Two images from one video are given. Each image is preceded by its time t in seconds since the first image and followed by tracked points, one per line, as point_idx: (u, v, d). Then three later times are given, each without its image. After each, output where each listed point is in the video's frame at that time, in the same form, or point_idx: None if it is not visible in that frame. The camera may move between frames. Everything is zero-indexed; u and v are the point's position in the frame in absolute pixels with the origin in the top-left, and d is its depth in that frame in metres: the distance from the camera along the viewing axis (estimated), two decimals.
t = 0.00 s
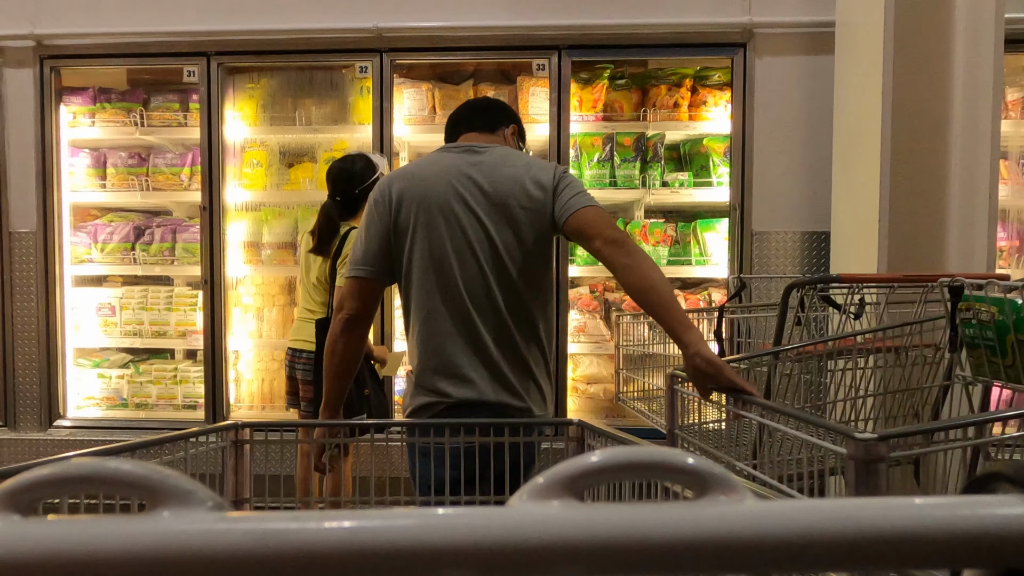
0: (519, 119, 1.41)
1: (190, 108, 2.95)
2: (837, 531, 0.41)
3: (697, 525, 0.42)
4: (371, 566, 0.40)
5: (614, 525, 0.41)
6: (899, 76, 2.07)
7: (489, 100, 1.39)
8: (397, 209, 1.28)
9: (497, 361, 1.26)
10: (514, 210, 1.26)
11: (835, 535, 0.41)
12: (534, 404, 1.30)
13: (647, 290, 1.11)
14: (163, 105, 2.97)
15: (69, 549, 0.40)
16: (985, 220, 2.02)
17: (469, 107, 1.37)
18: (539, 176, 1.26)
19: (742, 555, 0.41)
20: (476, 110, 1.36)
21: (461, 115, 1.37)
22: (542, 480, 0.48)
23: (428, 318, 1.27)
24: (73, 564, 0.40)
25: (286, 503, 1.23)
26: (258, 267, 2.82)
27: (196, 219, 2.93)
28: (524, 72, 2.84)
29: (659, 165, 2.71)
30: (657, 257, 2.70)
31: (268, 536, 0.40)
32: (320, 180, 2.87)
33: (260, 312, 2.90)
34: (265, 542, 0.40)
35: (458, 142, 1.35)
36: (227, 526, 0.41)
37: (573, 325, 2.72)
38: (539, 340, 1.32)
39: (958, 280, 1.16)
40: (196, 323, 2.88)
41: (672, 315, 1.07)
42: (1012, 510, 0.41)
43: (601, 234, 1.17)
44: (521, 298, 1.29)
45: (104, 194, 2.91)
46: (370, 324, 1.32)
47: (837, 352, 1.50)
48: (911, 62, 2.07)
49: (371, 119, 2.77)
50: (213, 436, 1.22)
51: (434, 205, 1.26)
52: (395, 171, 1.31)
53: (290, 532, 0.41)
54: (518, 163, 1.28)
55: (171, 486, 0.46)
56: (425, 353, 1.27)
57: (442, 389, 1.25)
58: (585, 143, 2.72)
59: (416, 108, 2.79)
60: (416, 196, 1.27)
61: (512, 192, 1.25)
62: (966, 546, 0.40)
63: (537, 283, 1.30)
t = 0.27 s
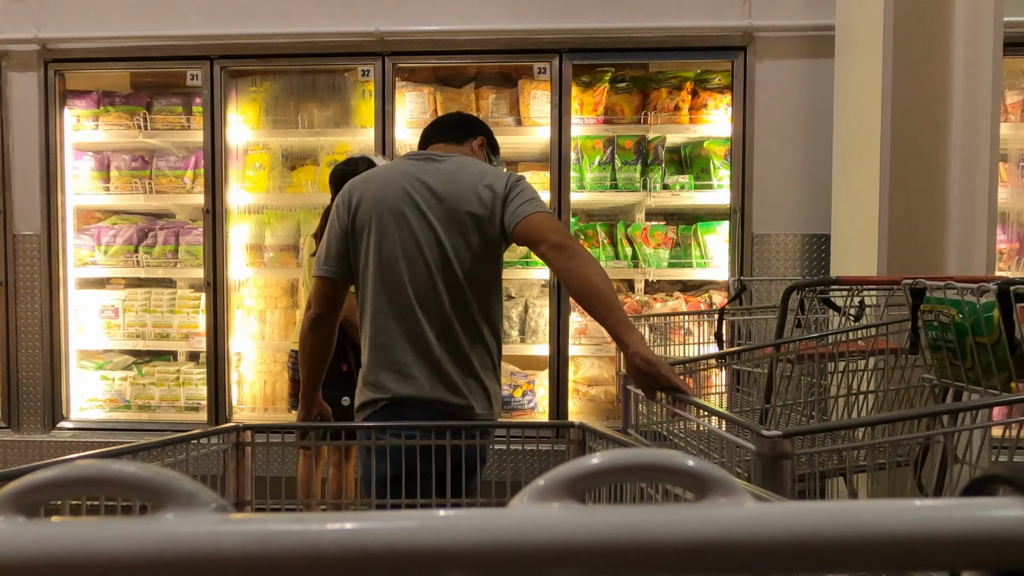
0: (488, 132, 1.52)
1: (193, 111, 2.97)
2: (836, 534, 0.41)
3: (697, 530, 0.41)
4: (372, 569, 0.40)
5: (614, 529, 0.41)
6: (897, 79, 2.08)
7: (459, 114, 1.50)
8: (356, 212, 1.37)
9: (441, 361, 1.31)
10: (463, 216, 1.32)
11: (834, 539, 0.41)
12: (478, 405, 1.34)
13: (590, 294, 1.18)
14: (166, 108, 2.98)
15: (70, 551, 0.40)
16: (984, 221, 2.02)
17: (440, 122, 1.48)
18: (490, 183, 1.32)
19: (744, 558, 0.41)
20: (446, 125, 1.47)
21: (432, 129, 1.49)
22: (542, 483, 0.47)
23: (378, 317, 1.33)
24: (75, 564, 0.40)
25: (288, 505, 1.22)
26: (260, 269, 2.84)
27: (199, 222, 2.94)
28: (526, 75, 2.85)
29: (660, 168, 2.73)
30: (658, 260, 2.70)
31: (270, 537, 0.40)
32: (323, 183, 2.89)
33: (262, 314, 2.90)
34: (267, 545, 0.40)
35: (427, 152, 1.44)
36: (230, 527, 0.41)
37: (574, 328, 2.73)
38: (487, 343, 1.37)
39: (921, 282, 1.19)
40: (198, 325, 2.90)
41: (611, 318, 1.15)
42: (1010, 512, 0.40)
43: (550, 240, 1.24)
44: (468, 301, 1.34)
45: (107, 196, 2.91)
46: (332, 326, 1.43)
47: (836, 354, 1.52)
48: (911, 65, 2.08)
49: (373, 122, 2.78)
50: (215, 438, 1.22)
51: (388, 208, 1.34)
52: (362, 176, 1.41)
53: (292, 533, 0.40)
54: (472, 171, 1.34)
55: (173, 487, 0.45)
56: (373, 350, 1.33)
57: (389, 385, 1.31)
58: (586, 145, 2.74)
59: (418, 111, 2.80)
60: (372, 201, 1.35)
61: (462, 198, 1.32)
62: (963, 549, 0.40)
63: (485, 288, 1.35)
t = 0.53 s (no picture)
0: (460, 141, 1.60)
1: (198, 120, 3.00)
2: (835, 546, 0.40)
3: (698, 538, 0.40)
4: None
5: (614, 539, 0.40)
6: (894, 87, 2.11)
7: (432, 124, 1.58)
8: (324, 212, 1.43)
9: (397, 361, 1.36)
10: (426, 221, 1.38)
11: (833, 552, 0.40)
12: (432, 405, 1.38)
13: (555, 302, 1.24)
14: (172, 118, 3.02)
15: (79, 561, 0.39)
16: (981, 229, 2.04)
17: (413, 131, 1.56)
18: (454, 192, 1.39)
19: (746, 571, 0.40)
20: (420, 134, 1.55)
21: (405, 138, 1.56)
22: (542, 490, 0.46)
23: (339, 315, 1.39)
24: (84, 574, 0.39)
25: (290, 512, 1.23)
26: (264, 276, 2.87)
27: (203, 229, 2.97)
28: (528, 85, 2.88)
29: (660, 176, 2.75)
30: (658, 267, 2.73)
31: (276, 545, 0.39)
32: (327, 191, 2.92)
33: (265, 321, 2.93)
34: (274, 552, 0.39)
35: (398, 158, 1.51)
36: (238, 535, 0.40)
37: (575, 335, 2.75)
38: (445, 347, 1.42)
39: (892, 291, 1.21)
40: (202, 332, 2.92)
41: (578, 322, 1.21)
42: (1006, 521, 0.40)
43: (517, 254, 1.30)
44: (426, 304, 1.39)
45: (114, 204, 2.94)
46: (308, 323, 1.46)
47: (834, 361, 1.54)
48: (905, 74, 2.12)
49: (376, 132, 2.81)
50: (216, 445, 1.24)
51: (354, 210, 1.39)
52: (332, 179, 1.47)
53: (296, 541, 0.40)
54: (437, 179, 1.41)
55: (180, 496, 0.46)
56: (332, 346, 1.38)
57: (347, 382, 1.36)
58: (586, 154, 2.76)
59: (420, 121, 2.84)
60: (340, 202, 1.41)
61: (426, 205, 1.38)
62: (961, 560, 0.40)
63: (443, 291, 1.40)
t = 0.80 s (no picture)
0: (426, 149, 1.66)
1: (204, 126, 3.06)
2: (832, 552, 0.39)
3: (693, 542, 0.39)
4: None
5: (613, 542, 0.39)
6: (887, 93, 2.15)
7: (397, 132, 1.64)
8: (290, 217, 1.47)
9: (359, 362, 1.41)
10: (388, 227, 1.44)
11: (830, 557, 0.39)
12: (389, 405, 1.42)
13: (525, 305, 1.36)
14: (178, 124, 3.07)
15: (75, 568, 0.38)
16: (971, 233, 2.09)
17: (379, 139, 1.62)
18: (417, 200, 1.45)
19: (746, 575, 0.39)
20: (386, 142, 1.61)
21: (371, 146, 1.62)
22: (541, 494, 0.46)
23: (304, 316, 1.44)
24: None
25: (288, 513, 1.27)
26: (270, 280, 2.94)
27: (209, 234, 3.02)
28: (529, 91, 2.90)
29: (658, 181, 2.80)
30: (656, 270, 2.77)
31: (275, 548, 0.38)
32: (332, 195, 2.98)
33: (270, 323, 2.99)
34: (273, 557, 0.38)
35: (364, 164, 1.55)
36: (235, 538, 0.39)
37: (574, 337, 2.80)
38: (406, 349, 1.46)
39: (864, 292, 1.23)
40: (208, 335, 2.97)
41: (546, 324, 1.33)
42: (1009, 524, 0.39)
43: (487, 261, 1.40)
44: (388, 307, 1.44)
45: (121, 209, 3.00)
46: (262, 326, 1.47)
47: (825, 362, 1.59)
48: (900, 80, 2.15)
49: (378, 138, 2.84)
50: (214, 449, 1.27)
51: (320, 216, 1.45)
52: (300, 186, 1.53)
53: (295, 545, 0.38)
54: (401, 187, 1.47)
55: (176, 498, 0.44)
56: (296, 347, 1.44)
57: (312, 382, 1.41)
58: (586, 159, 2.82)
59: (422, 126, 2.88)
60: (306, 207, 1.46)
61: (389, 211, 1.44)
62: (961, 563, 0.39)
63: (402, 295, 1.45)
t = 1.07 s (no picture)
0: (402, 151, 1.73)
1: (212, 133, 3.13)
2: (836, 555, 0.36)
3: (691, 542, 0.37)
4: None
5: (616, 548, 0.37)
6: (876, 101, 2.22)
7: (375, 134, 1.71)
8: (274, 223, 1.52)
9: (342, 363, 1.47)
10: (369, 232, 1.50)
11: (836, 561, 0.36)
12: (369, 403, 1.47)
13: (504, 308, 1.44)
14: (186, 130, 3.14)
15: None
16: (960, 238, 2.16)
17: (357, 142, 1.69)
18: (398, 206, 1.51)
19: None
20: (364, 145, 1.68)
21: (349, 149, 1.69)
22: (537, 499, 0.48)
23: (290, 319, 1.50)
24: None
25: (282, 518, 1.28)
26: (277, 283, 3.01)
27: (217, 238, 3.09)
28: (529, 98, 2.98)
29: (655, 187, 2.86)
30: (654, 274, 2.83)
31: (264, 555, 0.36)
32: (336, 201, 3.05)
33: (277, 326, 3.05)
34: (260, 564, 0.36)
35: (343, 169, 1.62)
36: (230, 545, 0.37)
37: (574, 339, 2.85)
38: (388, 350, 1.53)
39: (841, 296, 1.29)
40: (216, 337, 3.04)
41: (524, 325, 1.40)
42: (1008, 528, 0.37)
43: (470, 267, 1.47)
44: (370, 310, 1.50)
45: (130, 214, 3.06)
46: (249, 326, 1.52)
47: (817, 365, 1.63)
48: (889, 90, 2.21)
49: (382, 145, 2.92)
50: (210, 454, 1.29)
51: (304, 222, 1.50)
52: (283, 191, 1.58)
53: (291, 552, 0.36)
54: (381, 194, 1.53)
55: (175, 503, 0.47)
56: (281, 349, 1.51)
57: (296, 382, 1.47)
58: (585, 165, 2.87)
59: (425, 133, 2.94)
60: (289, 212, 1.52)
61: (371, 218, 1.50)
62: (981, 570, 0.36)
63: (383, 297, 1.51)
